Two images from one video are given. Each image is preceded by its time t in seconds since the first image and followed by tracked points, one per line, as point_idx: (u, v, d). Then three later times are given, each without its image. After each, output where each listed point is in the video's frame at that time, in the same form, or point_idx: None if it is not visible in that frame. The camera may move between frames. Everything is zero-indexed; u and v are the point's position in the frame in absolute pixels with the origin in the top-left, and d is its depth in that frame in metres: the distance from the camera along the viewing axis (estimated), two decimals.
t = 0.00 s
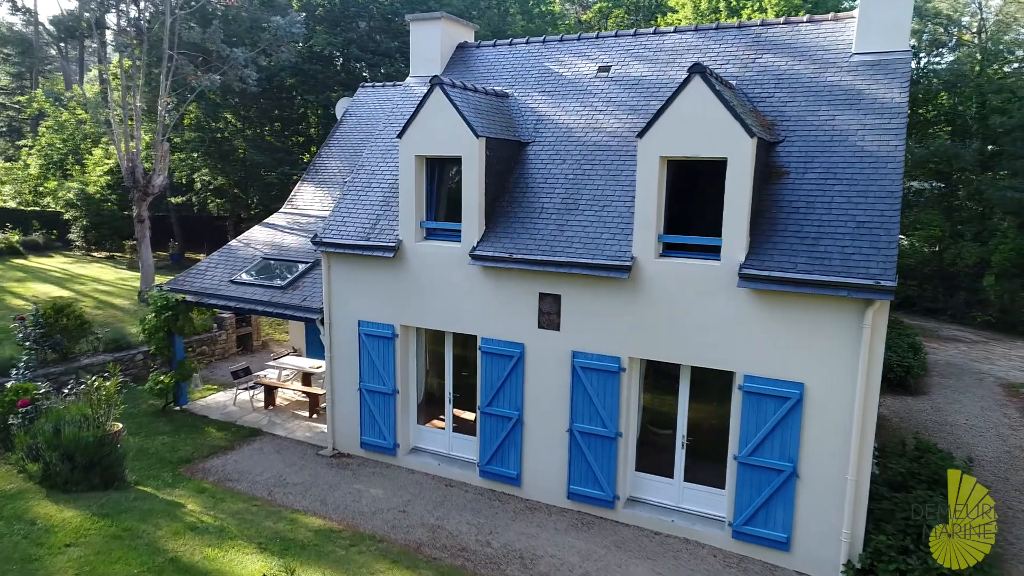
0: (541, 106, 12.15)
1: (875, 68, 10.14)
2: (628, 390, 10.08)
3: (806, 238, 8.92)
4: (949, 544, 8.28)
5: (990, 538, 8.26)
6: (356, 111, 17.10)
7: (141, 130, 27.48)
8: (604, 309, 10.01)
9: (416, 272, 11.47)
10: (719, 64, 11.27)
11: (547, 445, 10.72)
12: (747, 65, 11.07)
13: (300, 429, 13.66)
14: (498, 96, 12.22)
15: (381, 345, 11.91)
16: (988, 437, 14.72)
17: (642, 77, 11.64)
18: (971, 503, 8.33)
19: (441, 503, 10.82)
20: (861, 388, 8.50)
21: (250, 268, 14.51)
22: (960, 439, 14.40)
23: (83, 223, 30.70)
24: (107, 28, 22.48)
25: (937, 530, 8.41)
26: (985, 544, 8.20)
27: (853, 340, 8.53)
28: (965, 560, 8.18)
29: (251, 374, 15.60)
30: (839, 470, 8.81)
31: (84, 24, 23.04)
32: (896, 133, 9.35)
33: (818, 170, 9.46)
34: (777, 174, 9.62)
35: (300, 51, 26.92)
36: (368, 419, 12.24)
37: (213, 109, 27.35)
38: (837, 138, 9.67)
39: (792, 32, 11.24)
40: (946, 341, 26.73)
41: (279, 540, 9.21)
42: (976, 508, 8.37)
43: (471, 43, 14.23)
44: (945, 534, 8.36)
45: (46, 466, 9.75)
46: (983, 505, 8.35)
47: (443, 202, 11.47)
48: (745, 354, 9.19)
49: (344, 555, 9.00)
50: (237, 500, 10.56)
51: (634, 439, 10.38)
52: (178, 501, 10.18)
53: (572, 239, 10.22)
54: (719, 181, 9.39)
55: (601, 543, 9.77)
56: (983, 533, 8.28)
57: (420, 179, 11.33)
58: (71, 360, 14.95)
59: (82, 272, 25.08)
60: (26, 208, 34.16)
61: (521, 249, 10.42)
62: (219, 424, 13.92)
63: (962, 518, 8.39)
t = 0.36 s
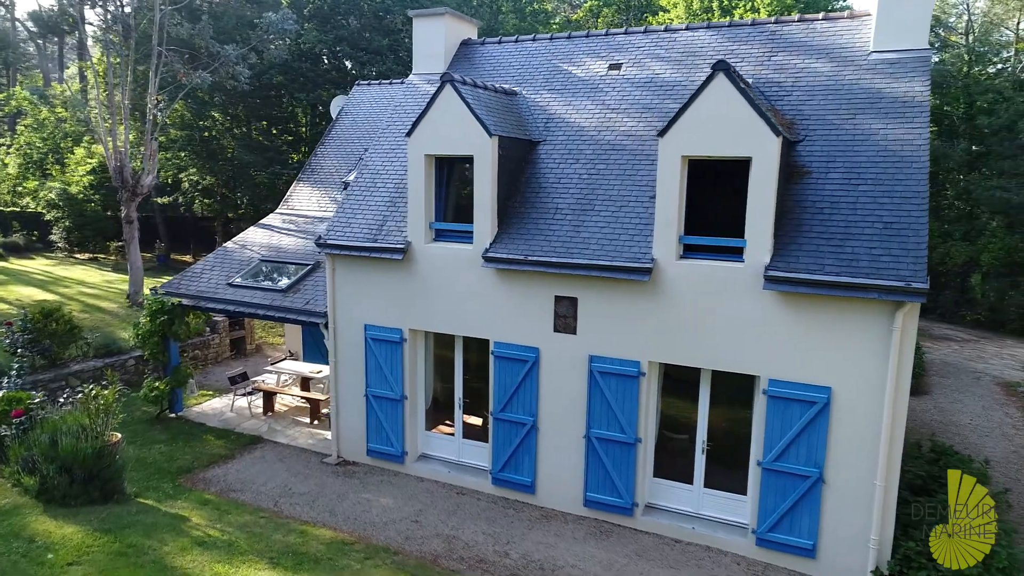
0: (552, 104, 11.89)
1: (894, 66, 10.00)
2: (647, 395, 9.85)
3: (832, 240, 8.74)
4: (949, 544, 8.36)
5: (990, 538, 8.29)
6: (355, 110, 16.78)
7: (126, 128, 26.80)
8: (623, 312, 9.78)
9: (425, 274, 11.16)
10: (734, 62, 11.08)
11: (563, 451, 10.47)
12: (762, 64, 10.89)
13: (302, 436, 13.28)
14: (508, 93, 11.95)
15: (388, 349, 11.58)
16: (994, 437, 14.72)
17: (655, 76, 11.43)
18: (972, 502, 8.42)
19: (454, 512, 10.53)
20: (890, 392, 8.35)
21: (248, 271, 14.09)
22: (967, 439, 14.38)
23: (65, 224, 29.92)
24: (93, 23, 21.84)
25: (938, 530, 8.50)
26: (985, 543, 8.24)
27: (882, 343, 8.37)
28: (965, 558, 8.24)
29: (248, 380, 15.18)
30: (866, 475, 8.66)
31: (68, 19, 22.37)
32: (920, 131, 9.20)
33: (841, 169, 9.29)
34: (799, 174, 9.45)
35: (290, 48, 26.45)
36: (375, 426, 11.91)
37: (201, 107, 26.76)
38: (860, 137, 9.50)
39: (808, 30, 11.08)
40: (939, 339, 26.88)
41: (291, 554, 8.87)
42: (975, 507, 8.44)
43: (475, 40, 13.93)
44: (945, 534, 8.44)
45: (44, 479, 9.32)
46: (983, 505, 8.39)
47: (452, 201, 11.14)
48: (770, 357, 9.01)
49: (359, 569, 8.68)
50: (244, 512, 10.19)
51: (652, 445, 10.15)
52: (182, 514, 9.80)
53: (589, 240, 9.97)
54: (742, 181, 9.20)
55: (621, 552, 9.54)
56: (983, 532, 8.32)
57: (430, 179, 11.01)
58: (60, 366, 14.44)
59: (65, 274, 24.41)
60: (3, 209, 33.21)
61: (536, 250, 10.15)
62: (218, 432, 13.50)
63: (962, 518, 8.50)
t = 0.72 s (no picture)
0: (559, 102, 11.76)
1: (906, 64, 9.94)
2: (660, 396, 9.73)
3: (848, 239, 8.67)
4: (949, 545, 8.29)
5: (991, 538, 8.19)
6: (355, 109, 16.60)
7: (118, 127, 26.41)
8: (636, 313, 9.66)
9: (432, 275, 10.99)
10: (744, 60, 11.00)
11: (574, 453, 10.34)
12: (773, 62, 10.81)
13: (304, 440, 13.06)
14: (515, 91, 11.81)
15: (394, 351, 11.40)
16: (997, 436, 14.75)
17: (664, 74, 11.33)
18: (971, 503, 8.25)
19: (463, 516, 10.36)
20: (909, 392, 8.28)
21: (248, 271, 13.87)
22: (971, 438, 14.38)
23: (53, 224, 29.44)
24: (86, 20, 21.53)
25: (937, 530, 8.39)
26: (986, 543, 8.14)
27: (900, 343, 8.30)
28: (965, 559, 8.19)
29: (247, 382, 14.95)
30: (883, 476, 8.58)
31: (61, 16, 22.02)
32: (934, 129, 9.14)
33: (856, 168, 9.22)
34: (814, 173, 9.37)
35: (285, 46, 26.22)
36: (380, 428, 11.72)
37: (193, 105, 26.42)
38: (873, 135, 9.44)
39: (817, 28, 11.02)
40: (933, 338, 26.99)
41: (300, 560, 8.68)
42: (975, 507, 8.29)
43: (478, 38, 13.79)
44: (945, 534, 8.35)
45: (43, 486, 9.08)
46: (983, 505, 8.25)
47: (459, 201, 10.98)
48: (785, 358, 8.92)
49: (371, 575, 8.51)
50: (249, 517, 9.98)
51: (664, 446, 10.03)
52: (186, 520, 9.57)
53: (601, 239, 9.85)
54: (757, 180, 9.10)
55: (635, 555, 9.40)
56: (983, 532, 8.20)
57: (437, 178, 10.85)
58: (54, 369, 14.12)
59: (56, 275, 23.99)
60: None
61: (546, 250, 10.02)
62: (218, 435, 13.25)
63: (962, 518, 8.33)
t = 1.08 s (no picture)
0: (561, 100, 11.67)
1: (910, 63, 9.99)
2: (668, 396, 9.67)
3: (858, 238, 8.67)
4: (950, 545, 8.38)
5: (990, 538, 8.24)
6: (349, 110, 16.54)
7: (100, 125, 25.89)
8: (643, 312, 9.60)
9: (435, 275, 10.84)
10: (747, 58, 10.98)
11: (580, 454, 10.27)
12: (776, 61, 10.81)
13: (302, 443, 12.84)
14: (517, 89, 11.70)
15: (396, 352, 11.24)
16: (990, 432, 14.94)
17: (666, 73, 11.29)
18: (971, 503, 8.34)
19: (469, 519, 10.23)
20: (918, 391, 8.30)
21: (242, 272, 13.62)
22: (966, 435, 14.54)
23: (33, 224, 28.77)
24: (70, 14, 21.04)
25: (938, 530, 8.50)
26: (985, 543, 8.22)
27: (911, 341, 8.31)
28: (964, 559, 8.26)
29: (241, 385, 14.69)
30: (893, 474, 8.59)
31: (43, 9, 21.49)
32: (939, 128, 9.19)
33: (863, 167, 9.23)
34: (820, 171, 9.36)
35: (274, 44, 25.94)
36: (381, 431, 11.55)
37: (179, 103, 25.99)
38: (878, 135, 9.46)
39: (820, 27, 11.03)
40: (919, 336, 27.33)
41: (306, 567, 8.50)
42: (976, 509, 8.36)
43: (476, 35, 13.67)
44: (946, 534, 8.44)
45: (39, 493, 8.82)
46: (983, 506, 8.34)
47: (462, 200, 10.84)
48: (795, 357, 8.90)
49: None
50: (250, 523, 9.77)
51: (671, 446, 9.98)
52: (187, 527, 9.35)
53: (608, 239, 9.77)
54: (766, 178, 9.07)
55: (644, 557, 9.34)
56: (983, 532, 8.28)
57: (440, 176, 10.70)
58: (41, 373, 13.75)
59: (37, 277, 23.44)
60: None
61: (553, 250, 9.91)
62: (213, 439, 12.99)
63: (962, 518, 8.44)
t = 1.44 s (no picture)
0: (562, 99, 11.62)
1: (911, 64, 10.11)
2: (676, 396, 9.64)
3: (866, 237, 8.73)
4: (949, 544, 8.42)
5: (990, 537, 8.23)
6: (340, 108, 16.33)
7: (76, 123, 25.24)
8: (651, 312, 9.56)
9: (437, 275, 10.71)
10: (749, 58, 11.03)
11: (587, 455, 10.20)
12: (778, 61, 10.86)
13: (298, 448, 12.60)
14: (517, 88, 11.62)
15: (397, 354, 11.08)
16: (979, 427, 15.23)
17: (668, 73, 11.30)
18: (971, 502, 8.36)
19: (475, 522, 10.10)
20: (927, 388, 8.37)
21: (234, 274, 13.32)
22: (956, 430, 14.80)
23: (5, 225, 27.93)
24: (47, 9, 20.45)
25: (938, 530, 8.54)
26: (986, 543, 8.19)
27: (919, 339, 8.38)
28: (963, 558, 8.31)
29: (233, 389, 14.40)
30: (901, 471, 8.65)
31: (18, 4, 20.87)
32: (941, 128, 9.30)
33: (868, 167, 9.30)
34: (827, 170, 9.42)
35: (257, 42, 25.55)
36: (381, 434, 11.37)
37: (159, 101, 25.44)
38: (882, 135, 9.54)
39: (819, 27, 11.13)
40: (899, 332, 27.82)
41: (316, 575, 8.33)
42: (976, 509, 8.40)
43: (473, 34, 13.58)
44: (946, 534, 8.48)
45: (34, 504, 8.51)
46: (983, 505, 8.36)
47: (465, 199, 10.72)
48: (803, 356, 8.93)
49: None
50: (253, 530, 9.54)
51: (678, 446, 9.95)
52: (188, 536, 9.10)
53: (615, 238, 9.72)
54: (773, 179, 9.11)
55: (654, 557, 9.30)
56: (983, 532, 8.26)
57: (442, 175, 10.57)
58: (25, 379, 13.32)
59: (11, 279, 22.76)
60: None
61: (559, 249, 9.83)
62: (206, 445, 12.68)
63: (962, 518, 8.44)
